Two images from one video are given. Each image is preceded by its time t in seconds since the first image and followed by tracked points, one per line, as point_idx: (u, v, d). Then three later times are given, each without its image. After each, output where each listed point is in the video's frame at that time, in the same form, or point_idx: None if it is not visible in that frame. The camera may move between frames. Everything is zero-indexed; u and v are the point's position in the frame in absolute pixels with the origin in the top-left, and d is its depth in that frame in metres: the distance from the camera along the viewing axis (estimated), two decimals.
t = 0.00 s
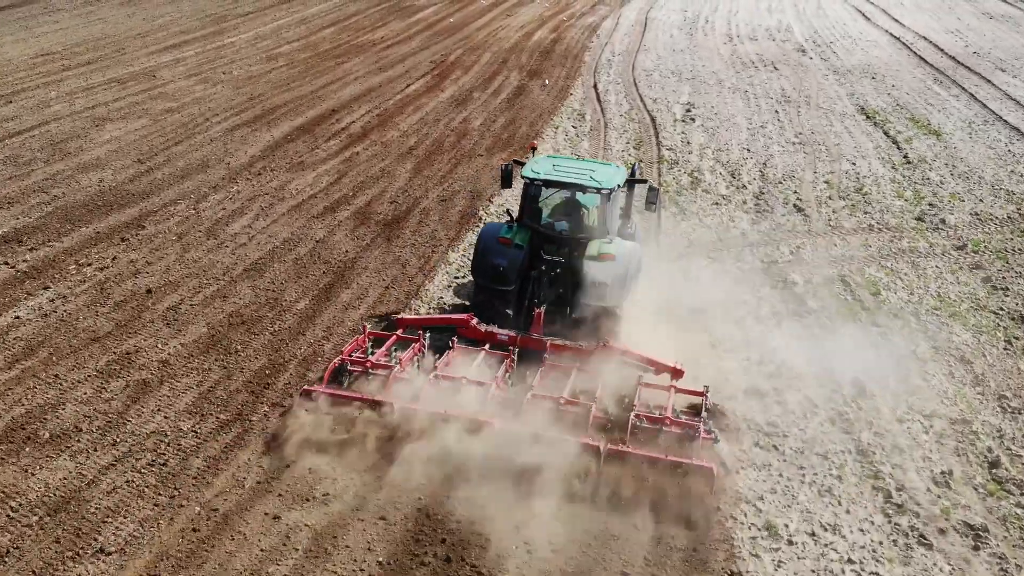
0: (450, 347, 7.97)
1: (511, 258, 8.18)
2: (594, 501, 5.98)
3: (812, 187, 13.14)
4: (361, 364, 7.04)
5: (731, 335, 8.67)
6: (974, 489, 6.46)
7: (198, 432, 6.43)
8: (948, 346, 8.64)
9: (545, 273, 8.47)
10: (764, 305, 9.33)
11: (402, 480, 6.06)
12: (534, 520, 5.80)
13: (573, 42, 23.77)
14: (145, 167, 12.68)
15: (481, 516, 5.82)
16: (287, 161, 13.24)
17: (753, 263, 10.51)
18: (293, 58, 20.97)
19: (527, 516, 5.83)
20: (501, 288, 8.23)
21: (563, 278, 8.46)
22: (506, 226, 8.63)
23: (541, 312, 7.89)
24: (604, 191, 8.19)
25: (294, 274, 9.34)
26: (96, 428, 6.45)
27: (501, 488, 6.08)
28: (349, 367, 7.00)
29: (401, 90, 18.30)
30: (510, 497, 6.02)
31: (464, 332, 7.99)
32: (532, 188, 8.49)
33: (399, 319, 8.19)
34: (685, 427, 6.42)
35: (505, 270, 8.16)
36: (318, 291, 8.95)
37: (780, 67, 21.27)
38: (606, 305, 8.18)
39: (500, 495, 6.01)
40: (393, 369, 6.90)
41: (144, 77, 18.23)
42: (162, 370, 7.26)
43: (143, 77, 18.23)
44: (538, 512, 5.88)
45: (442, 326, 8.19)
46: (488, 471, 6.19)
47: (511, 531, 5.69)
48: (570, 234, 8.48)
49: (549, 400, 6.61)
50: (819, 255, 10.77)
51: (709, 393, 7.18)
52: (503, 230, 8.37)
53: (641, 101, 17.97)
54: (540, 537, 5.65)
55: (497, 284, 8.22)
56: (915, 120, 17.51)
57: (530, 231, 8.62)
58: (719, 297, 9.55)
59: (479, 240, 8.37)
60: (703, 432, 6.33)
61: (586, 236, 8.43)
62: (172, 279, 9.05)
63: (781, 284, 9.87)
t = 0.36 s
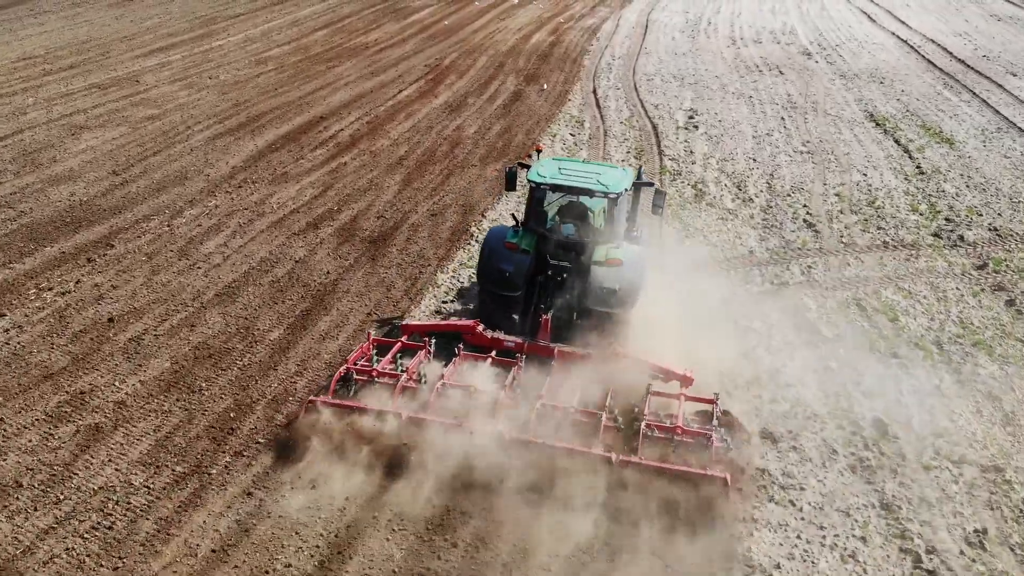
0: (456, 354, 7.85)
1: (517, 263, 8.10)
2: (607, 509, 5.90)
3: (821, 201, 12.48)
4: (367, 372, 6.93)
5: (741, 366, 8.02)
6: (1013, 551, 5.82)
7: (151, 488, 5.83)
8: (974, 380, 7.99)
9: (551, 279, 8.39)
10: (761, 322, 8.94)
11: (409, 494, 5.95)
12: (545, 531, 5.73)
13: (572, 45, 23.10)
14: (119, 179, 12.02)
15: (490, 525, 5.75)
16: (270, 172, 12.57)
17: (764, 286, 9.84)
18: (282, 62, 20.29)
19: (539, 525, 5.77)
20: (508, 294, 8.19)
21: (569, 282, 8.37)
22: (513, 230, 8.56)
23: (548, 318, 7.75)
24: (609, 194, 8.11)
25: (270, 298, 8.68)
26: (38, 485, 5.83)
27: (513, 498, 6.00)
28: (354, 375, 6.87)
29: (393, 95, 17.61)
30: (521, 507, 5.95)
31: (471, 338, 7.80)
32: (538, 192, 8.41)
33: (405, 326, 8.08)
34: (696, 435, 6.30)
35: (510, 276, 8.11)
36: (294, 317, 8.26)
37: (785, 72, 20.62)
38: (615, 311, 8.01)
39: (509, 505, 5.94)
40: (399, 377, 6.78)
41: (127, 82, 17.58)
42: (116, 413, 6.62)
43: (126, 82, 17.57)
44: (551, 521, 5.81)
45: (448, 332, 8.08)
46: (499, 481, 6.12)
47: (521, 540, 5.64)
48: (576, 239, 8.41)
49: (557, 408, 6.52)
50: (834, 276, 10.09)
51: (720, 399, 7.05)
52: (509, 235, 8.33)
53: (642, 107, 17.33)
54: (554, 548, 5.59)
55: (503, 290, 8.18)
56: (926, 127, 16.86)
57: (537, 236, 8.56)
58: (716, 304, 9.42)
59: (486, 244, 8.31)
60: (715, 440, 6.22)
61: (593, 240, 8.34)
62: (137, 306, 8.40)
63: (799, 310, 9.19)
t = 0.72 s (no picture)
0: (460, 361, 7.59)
1: (521, 268, 7.84)
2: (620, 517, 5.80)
3: (832, 214, 11.86)
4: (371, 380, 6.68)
5: (751, 401, 7.41)
6: None
7: (101, 553, 5.28)
8: (1004, 416, 7.37)
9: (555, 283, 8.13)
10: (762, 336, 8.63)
11: (408, 524, 5.70)
12: (556, 541, 5.63)
13: (571, 48, 22.48)
14: (93, 193, 11.42)
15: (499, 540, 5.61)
16: (252, 184, 11.95)
17: (776, 308, 9.25)
18: (272, 65, 19.67)
19: (552, 534, 5.68)
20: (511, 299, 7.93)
21: (574, 286, 8.12)
22: (516, 233, 8.28)
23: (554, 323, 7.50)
24: (614, 197, 7.77)
25: (244, 324, 8.09)
26: None
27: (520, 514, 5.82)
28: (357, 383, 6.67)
29: (385, 101, 16.98)
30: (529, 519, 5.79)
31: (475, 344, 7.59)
32: (541, 194, 8.05)
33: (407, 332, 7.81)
34: (706, 442, 6.15)
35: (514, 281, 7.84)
36: (268, 347, 7.67)
37: (790, 76, 20.01)
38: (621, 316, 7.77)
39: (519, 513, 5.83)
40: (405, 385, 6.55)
41: (110, 87, 16.98)
42: (67, 462, 6.06)
43: (109, 88, 16.97)
44: (562, 530, 5.72)
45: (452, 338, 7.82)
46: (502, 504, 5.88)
47: (533, 551, 5.54)
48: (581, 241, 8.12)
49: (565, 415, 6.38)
50: (849, 298, 9.47)
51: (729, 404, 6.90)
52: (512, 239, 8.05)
53: (643, 114, 16.73)
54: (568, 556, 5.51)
55: (507, 295, 7.92)
56: (937, 134, 16.25)
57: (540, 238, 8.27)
58: (717, 308, 9.31)
59: (488, 248, 8.04)
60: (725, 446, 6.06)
61: (598, 243, 8.05)
62: (101, 334, 7.82)
63: (810, 328, 8.75)
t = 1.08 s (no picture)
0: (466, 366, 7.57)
1: (527, 270, 7.86)
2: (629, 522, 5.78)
3: (843, 229, 11.23)
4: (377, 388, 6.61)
5: (763, 444, 6.79)
6: None
7: None
8: None
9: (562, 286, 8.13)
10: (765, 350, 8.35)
11: None
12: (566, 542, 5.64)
13: (570, 52, 21.83)
14: (63, 208, 10.80)
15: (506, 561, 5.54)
16: (232, 197, 11.32)
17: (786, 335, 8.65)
18: (261, 69, 19.02)
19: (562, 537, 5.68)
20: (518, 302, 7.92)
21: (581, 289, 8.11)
22: (522, 236, 8.30)
23: (561, 326, 7.45)
24: (622, 199, 7.76)
25: (214, 356, 7.48)
26: None
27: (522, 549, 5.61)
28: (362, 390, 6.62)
29: (377, 106, 16.32)
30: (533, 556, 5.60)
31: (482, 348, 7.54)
32: (547, 196, 8.05)
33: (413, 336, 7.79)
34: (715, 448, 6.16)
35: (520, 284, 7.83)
36: (237, 385, 7.05)
37: (796, 80, 19.38)
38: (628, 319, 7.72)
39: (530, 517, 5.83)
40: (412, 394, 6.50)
41: (92, 93, 16.36)
42: (6, 525, 5.48)
43: (90, 94, 16.35)
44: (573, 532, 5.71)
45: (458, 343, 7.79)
46: None
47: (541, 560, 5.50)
48: (588, 244, 8.13)
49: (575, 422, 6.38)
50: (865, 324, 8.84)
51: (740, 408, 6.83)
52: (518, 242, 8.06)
53: (644, 121, 16.10)
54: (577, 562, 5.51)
55: (514, 299, 7.91)
56: (950, 143, 15.62)
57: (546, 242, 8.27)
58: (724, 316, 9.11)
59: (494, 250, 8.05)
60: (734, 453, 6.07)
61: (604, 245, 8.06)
62: (57, 369, 7.21)
63: (818, 348, 8.37)
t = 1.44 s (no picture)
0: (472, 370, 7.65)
1: (534, 275, 7.75)
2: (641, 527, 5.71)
3: (855, 247, 10.63)
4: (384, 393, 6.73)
5: (776, 495, 6.18)
6: None
7: None
8: None
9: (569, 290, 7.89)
10: (771, 366, 8.09)
11: None
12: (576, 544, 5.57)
13: (569, 56, 21.20)
14: (29, 225, 10.19)
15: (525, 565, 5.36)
16: (209, 212, 10.70)
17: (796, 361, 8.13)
18: (249, 73, 18.40)
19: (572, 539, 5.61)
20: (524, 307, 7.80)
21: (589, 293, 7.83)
22: (529, 239, 8.19)
23: (568, 332, 7.48)
24: (631, 204, 7.68)
25: (178, 395, 6.89)
26: None
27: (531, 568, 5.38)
28: (368, 396, 6.72)
29: (367, 113, 15.70)
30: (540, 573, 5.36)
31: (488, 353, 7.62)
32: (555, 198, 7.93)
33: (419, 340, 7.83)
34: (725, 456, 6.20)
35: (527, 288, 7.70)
36: (199, 429, 6.47)
37: (802, 86, 18.76)
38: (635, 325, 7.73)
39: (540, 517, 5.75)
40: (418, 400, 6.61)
41: (72, 100, 15.76)
42: None
43: (70, 101, 15.75)
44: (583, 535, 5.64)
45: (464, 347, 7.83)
46: None
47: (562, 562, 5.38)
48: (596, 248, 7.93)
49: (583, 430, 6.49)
50: (882, 350, 8.30)
51: (748, 416, 6.92)
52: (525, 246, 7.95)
53: (646, 129, 15.51)
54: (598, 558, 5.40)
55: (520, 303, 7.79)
56: (963, 151, 15.00)
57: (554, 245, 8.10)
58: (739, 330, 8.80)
59: (501, 254, 7.98)
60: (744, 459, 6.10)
61: (612, 249, 7.88)
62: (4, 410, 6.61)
63: (828, 365, 8.02)
